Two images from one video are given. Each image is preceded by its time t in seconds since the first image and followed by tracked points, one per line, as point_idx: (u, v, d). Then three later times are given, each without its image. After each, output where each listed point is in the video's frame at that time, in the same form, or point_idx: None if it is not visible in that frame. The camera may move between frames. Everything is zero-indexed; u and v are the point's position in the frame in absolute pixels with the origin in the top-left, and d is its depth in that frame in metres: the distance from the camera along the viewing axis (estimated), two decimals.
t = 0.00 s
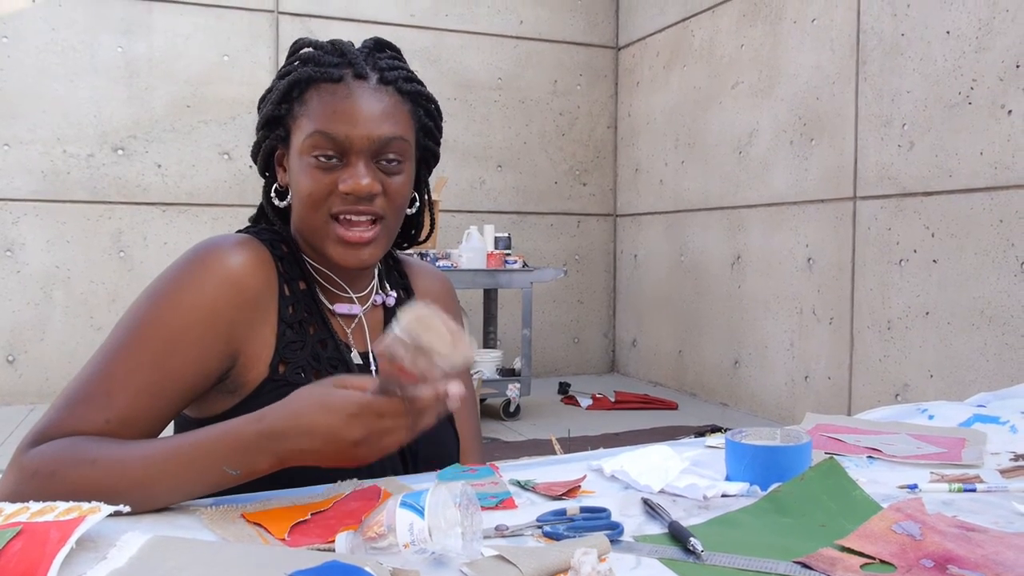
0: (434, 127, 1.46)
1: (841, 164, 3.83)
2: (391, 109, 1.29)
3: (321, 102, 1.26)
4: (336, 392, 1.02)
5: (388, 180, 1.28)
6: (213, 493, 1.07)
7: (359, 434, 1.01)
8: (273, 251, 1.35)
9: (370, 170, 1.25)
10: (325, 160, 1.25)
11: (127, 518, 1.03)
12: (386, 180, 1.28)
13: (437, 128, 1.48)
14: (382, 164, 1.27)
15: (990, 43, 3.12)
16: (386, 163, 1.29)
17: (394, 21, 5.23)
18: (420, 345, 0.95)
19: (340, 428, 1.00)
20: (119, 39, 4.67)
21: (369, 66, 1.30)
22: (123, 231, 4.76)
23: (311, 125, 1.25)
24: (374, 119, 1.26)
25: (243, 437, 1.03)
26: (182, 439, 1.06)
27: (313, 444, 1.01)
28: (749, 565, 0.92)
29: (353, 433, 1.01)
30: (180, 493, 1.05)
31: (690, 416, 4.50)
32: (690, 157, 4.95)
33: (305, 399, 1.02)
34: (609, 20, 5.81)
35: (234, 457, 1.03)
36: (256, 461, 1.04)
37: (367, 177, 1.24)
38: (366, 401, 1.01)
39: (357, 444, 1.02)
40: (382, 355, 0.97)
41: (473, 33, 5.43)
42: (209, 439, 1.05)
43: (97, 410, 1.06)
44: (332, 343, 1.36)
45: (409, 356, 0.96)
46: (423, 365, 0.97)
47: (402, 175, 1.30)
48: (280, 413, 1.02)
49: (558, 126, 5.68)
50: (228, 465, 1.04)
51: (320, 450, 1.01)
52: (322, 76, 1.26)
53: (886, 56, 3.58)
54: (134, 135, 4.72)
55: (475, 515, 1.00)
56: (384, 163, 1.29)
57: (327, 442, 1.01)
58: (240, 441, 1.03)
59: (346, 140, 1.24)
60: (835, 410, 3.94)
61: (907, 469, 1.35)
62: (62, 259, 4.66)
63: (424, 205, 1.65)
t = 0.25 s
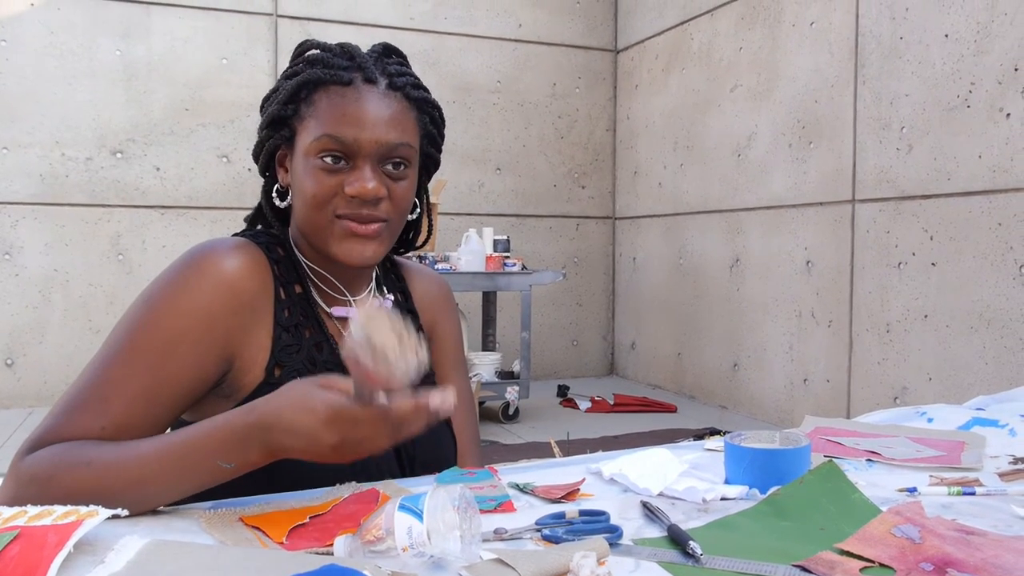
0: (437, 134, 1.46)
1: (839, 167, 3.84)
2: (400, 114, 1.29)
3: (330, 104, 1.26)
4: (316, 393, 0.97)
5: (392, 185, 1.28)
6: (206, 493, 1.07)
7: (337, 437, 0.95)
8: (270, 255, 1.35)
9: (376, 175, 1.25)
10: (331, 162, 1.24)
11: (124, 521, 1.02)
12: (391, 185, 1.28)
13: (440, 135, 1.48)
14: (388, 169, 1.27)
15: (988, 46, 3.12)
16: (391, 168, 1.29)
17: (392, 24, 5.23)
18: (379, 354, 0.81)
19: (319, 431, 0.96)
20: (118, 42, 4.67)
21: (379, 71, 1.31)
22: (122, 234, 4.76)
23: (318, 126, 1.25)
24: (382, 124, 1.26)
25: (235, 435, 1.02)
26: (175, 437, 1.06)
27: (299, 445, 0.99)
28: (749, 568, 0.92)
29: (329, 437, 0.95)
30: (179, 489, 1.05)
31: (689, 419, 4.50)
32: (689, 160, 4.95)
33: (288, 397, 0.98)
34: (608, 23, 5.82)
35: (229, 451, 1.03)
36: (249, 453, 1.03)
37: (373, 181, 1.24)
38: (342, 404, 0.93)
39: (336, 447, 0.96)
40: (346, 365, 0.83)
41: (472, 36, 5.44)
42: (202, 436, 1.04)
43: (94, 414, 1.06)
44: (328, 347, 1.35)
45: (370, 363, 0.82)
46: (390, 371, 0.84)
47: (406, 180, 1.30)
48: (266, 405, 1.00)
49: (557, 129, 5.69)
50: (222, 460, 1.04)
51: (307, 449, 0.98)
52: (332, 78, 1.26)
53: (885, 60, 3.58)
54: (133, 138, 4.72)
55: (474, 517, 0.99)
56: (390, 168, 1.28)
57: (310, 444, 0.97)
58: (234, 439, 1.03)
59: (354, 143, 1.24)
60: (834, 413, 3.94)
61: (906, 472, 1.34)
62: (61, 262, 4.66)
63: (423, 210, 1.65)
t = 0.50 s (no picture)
0: (440, 135, 1.46)
1: (841, 169, 3.84)
2: (404, 116, 1.29)
3: (334, 105, 1.26)
4: (325, 412, 0.98)
5: (396, 187, 1.28)
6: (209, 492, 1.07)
7: (339, 461, 0.97)
8: (273, 253, 1.35)
9: (379, 177, 1.25)
10: (334, 164, 1.24)
11: (127, 519, 1.03)
12: (395, 186, 1.28)
13: (444, 135, 1.48)
14: (392, 171, 1.27)
15: (991, 48, 3.12)
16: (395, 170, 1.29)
17: (394, 23, 5.23)
18: (393, 403, 0.83)
19: (323, 453, 0.97)
20: (120, 41, 4.67)
21: (383, 72, 1.31)
22: (123, 232, 4.76)
23: (322, 127, 1.25)
24: (386, 125, 1.26)
25: (238, 436, 1.02)
26: (177, 438, 1.06)
27: (300, 459, 1.00)
28: (752, 570, 0.92)
29: (332, 459, 0.97)
30: (181, 491, 1.05)
31: (689, 420, 4.50)
32: (691, 161, 4.95)
33: (296, 410, 0.99)
34: (610, 24, 5.82)
35: (231, 457, 1.03)
36: (252, 458, 1.03)
37: (377, 183, 1.24)
38: (349, 431, 0.95)
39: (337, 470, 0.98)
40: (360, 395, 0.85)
41: (474, 36, 5.44)
42: (204, 438, 1.04)
43: (96, 411, 1.06)
44: (330, 345, 1.36)
45: (384, 404, 0.84)
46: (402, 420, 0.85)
47: (410, 182, 1.30)
48: (271, 413, 1.01)
49: (558, 129, 5.69)
50: (224, 464, 1.04)
51: (309, 466, 0.99)
52: (336, 79, 1.26)
53: (887, 62, 3.58)
54: (135, 136, 4.72)
55: (477, 518, 0.99)
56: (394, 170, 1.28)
57: (313, 461, 0.98)
58: (236, 440, 1.02)
59: (357, 145, 1.24)
60: (835, 415, 3.94)
61: (908, 475, 1.34)
62: (62, 259, 4.66)
63: (425, 210, 1.65)
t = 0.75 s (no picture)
0: (444, 137, 1.46)
1: (842, 170, 3.83)
2: (409, 119, 1.28)
3: (339, 106, 1.25)
4: (328, 413, 0.98)
5: (400, 189, 1.28)
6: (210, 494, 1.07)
7: (342, 463, 0.96)
8: (275, 253, 1.35)
9: (383, 180, 1.25)
10: (338, 166, 1.24)
11: (128, 519, 1.03)
12: (399, 189, 1.28)
13: (447, 138, 1.48)
14: (396, 174, 1.27)
15: (992, 49, 3.12)
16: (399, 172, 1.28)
17: (396, 24, 5.24)
18: (397, 407, 0.82)
19: (326, 454, 0.97)
20: (122, 41, 4.67)
21: (388, 74, 1.31)
22: (124, 232, 4.76)
23: (327, 129, 1.25)
24: (391, 127, 1.26)
25: (240, 438, 1.02)
26: (179, 439, 1.06)
27: (302, 459, 1.00)
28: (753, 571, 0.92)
29: (335, 461, 0.96)
30: (182, 492, 1.05)
31: (690, 420, 4.50)
32: (692, 162, 4.95)
33: (299, 411, 0.99)
34: (611, 25, 5.82)
35: (233, 459, 1.03)
36: (254, 459, 1.03)
37: (381, 186, 1.24)
38: (352, 433, 0.94)
39: (340, 472, 0.98)
40: (365, 399, 0.85)
41: (476, 36, 5.44)
42: (206, 438, 1.04)
43: (97, 411, 1.06)
44: (332, 346, 1.36)
45: (388, 408, 0.83)
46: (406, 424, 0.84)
47: (414, 185, 1.30)
48: (273, 414, 1.01)
49: (559, 129, 5.69)
50: (226, 465, 1.04)
51: (311, 467, 0.99)
52: (341, 80, 1.26)
53: (888, 62, 3.58)
54: (136, 137, 4.72)
55: (478, 518, 0.99)
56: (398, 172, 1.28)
57: (316, 463, 0.98)
58: (238, 441, 1.02)
59: (362, 147, 1.24)
60: (836, 416, 3.93)
61: (910, 475, 1.34)
62: (63, 260, 4.66)
63: (427, 211, 1.65)
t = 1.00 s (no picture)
0: (451, 133, 1.45)
1: (847, 169, 3.82)
2: (415, 115, 1.28)
3: (346, 102, 1.25)
4: (333, 408, 0.98)
5: (405, 187, 1.27)
6: (214, 489, 1.07)
7: (347, 457, 0.96)
8: (280, 248, 1.35)
9: (389, 177, 1.24)
10: (344, 163, 1.24)
11: (131, 514, 1.02)
12: (404, 187, 1.27)
13: (454, 134, 1.48)
14: (401, 171, 1.27)
15: (998, 48, 3.11)
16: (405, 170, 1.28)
17: (399, 20, 5.23)
18: (403, 398, 0.83)
19: (331, 450, 0.96)
20: (126, 36, 4.67)
21: (395, 70, 1.30)
22: (127, 227, 4.76)
23: (333, 125, 1.24)
24: (398, 124, 1.25)
25: (245, 433, 1.02)
26: (183, 434, 1.05)
27: (307, 455, 0.99)
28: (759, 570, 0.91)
29: (340, 456, 0.96)
30: (186, 488, 1.04)
31: (692, 418, 4.50)
32: (695, 160, 4.94)
33: (304, 406, 0.99)
34: (615, 22, 5.81)
35: (238, 454, 1.03)
36: (259, 455, 1.03)
37: (386, 183, 1.23)
38: (358, 427, 0.94)
39: (345, 468, 0.97)
40: (371, 390, 0.85)
41: (479, 33, 5.43)
42: (211, 434, 1.04)
43: (101, 406, 1.06)
44: (337, 341, 1.36)
45: (395, 398, 0.84)
46: (412, 415, 0.85)
47: (419, 183, 1.30)
48: (278, 410, 1.00)
49: (563, 126, 5.68)
50: (230, 461, 1.04)
51: (316, 463, 0.99)
52: (348, 76, 1.25)
53: (894, 61, 3.56)
54: (139, 132, 4.72)
55: (482, 515, 0.98)
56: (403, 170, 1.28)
57: (321, 458, 0.98)
58: (243, 436, 1.02)
59: (368, 144, 1.23)
60: (839, 415, 3.93)
61: (916, 475, 1.34)
62: (66, 254, 4.66)
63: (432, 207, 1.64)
